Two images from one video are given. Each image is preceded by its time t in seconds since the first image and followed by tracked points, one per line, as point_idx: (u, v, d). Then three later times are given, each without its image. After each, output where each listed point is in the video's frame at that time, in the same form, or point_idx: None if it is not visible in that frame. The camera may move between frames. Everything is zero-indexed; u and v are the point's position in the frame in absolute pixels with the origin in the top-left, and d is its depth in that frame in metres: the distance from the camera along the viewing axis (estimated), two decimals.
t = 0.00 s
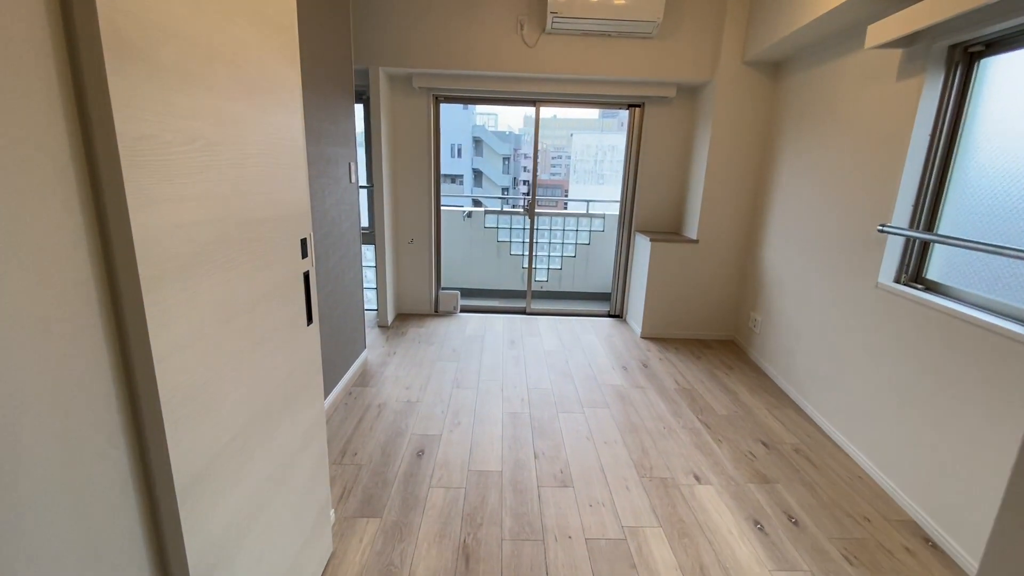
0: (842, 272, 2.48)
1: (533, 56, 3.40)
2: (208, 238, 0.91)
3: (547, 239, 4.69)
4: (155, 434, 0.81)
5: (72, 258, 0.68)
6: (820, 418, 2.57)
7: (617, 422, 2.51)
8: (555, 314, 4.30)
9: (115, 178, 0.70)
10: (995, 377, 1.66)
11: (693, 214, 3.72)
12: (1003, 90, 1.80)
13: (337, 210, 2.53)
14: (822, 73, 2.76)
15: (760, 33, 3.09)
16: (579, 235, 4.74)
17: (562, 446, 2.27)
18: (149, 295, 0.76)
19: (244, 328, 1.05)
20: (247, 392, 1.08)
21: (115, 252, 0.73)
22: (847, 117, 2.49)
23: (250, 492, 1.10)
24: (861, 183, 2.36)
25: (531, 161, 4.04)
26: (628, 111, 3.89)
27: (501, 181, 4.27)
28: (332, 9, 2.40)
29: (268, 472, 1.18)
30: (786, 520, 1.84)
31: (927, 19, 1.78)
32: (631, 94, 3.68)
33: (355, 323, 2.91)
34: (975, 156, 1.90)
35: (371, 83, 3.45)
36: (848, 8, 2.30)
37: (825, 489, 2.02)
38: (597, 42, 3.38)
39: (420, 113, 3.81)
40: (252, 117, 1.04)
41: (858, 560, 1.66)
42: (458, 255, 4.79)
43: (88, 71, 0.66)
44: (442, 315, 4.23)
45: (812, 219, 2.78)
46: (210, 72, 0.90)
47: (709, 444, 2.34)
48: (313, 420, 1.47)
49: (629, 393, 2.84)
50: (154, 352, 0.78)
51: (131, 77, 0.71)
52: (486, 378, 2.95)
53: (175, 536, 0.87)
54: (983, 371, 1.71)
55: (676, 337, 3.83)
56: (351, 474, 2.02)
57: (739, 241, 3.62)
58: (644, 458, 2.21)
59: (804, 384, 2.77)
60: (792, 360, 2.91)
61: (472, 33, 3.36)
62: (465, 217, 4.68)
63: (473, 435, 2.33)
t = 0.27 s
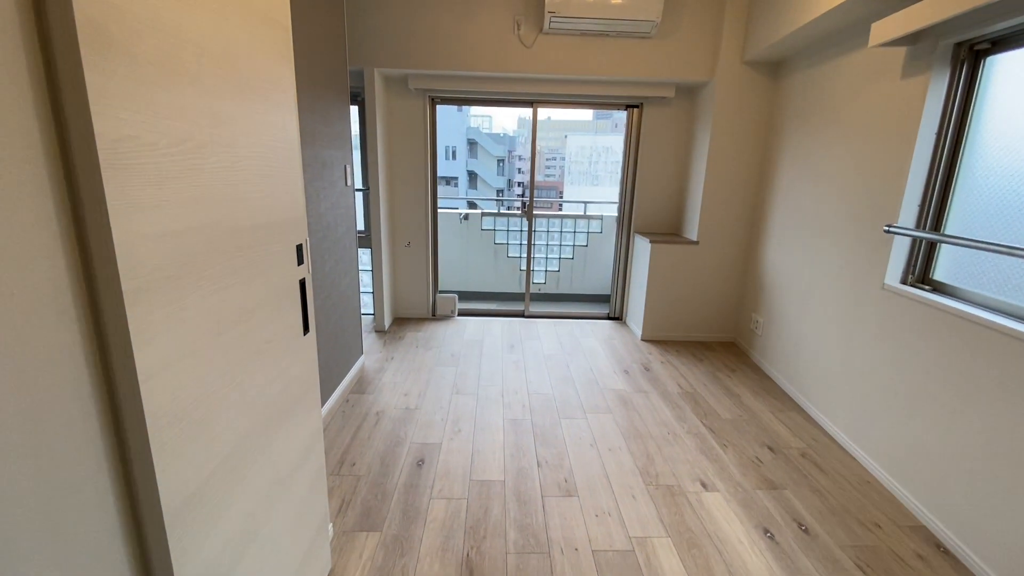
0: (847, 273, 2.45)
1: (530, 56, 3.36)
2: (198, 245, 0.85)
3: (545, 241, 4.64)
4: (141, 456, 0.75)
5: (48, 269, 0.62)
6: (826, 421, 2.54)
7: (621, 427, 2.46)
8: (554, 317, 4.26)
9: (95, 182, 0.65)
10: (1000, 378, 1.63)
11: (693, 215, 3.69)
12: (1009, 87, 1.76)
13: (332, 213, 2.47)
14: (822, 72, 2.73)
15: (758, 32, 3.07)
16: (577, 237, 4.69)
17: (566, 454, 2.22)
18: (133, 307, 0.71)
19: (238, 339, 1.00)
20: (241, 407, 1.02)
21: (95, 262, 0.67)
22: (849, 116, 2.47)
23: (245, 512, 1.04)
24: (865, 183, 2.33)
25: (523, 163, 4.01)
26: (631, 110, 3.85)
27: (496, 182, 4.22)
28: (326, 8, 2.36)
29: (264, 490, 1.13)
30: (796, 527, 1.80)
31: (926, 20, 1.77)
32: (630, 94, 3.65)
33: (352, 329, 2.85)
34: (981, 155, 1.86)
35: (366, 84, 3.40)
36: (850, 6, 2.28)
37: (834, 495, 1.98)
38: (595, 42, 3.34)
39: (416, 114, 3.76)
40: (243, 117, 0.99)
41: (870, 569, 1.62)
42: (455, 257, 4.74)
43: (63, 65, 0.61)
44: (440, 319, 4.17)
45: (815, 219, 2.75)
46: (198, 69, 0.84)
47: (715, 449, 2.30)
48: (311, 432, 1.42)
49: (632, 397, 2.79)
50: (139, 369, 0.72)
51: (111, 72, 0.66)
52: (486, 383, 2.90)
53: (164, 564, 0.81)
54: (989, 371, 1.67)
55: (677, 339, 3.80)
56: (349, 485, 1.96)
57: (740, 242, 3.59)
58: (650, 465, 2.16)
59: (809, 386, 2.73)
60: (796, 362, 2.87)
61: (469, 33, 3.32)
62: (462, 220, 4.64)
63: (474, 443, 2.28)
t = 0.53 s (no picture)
0: (849, 274, 2.41)
1: (524, 55, 3.29)
2: (171, 258, 0.77)
3: (539, 242, 4.58)
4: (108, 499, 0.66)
5: None
6: (829, 425, 2.49)
7: (622, 435, 2.40)
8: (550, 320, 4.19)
9: (46, 189, 0.56)
10: (1018, 385, 1.58)
11: (690, 216, 3.64)
12: (1016, 84, 1.72)
13: (322, 217, 2.39)
14: (822, 70, 2.69)
15: (755, 30, 3.03)
16: (571, 238, 4.65)
17: (566, 463, 2.15)
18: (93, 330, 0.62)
19: (219, 359, 0.92)
20: (223, 433, 0.94)
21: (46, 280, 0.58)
22: (850, 115, 2.43)
23: (228, 546, 0.96)
24: (868, 182, 2.28)
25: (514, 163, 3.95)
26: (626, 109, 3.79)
27: (488, 183, 4.18)
28: (314, 5, 2.28)
29: (250, 519, 1.04)
30: (806, 538, 1.75)
31: (926, 18, 1.75)
32: (625, 93, 3.60)
33: (343, 335, 2.76)
34: (989, 154, 1.82)
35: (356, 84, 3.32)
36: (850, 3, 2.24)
37: (842, 503, 1.93)
38: (590, 40, 3.28)
39: (407, 114, 3.68)
40: (222, 116, 0.91)
41: None
42: (448, 260, 4.67)
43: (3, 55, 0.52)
44: (433, 323, 4.09)
45: (815, 219, 2.71)
46: (169, 63, 0.76)
47: (718, 456, 2.25)
48: (301, 452, 1.33)
49: (631, 403, 2.74)
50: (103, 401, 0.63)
51: (63, 63, 0.57)
52: (482, 390, 2.83)
53: None
54: (1006, 378, 1.62)
55: (674, 341, 3.75)
56: (342, 501, 1.88)
57: (738, 242, 3.54)
58: (653, 473, 2.11)
59: (810, 389, 2.69)
60: (797, 365, 2.83)
61: (461, 31, 3.24)
62: (455, 222, 4.55)
63: (472, 454, 2.21)
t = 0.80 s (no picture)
0: (848, 275, 2.37)
1: (514, 52, 3.22)
2: (130, 276, 0.68)
3: (530, 242, 4.52)
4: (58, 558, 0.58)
5: None
6: (828, 428, 2.46)
7: (619, 442, 2.35)
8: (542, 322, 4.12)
9: None
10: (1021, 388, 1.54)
11: (683, 216, 3.60)
12: (1018, 81, 1.69)
13: (306, 221, 2.29)
14: (816, 67, 2.66)
15: (748, 28, 2.99)
16: (562, 238, 4.59)
17: (564, 474, 2.09)
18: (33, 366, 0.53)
19: (191, 383, 0.83)
20: (196, 465, 0.85)
21: None
22: (846, 113, 2.40)
23: None
24: (866, 181, 2.25)
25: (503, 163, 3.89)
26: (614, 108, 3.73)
27: (476, 182, 4.15)
28: None
29: (229, 556, 0.96)
30: (811, 548, 1.70)
31: (924, 16, 1.72)
32: (616, 92, 3.54)
33: (330, 343, 2.67)
34: (990, 152, 1.78)
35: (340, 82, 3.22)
36: None
37: (846, 510, 1.89)
38: (580, 38, 3.22)
39: (394, 114, 3.59)
40: (189, 115, 0.82)
41: None
42: (438, 262, 4.58)
43: None
44: (424, 327, 4.00)
45: (811, 218, 2.67)
46: (126, 55, 0.67)
47: (718, 462, 2.20)
48: (286, 476, 1.25)
49: (627, 407, 2.68)
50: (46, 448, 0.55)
51: None
52: (475, 397, 2.75)
53: None
54: (1007, 379, 1.58)
55: (669, 343, 3.70)
56: (331, 519, 1.79)
57: (731, 243, 3.51)
58: (652, 482, 2.05)
59: (808, 391, 2.66)
60: (794, 366, 2.80)
61: (449, 29, 3.16)
62: (444, 223, 4.48)
63: (466, 465, 2.13)
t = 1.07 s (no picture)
0: (840, 274, 2.36)
1: (499, 49, 3.15)
2: (78, 295, 0.59)
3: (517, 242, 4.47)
4: None
5: None
6: (822, 428, 2.45)
7: (613, 447, 2.30)
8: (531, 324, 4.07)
9: None
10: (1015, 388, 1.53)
11: (672, 214, 3.57)
12: (1011, 78, 1.67)
13: (286, 224, 2.20)
14: (805, 65, 2.64)
15: (736, 25, 2.96)
16: (550, 238, 4.54)
17: (558, 482, 2.03)
18: None
19: (154, 412, 0.74)
20: (162, 503, 0.76)
21: None
22: (836, 110, 2.38)
23: None
24: (858, 179, 2.23)
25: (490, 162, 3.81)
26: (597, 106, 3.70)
27: (460, 181, 4.06)
28: None
29: None
30: (811, 554, 1.67)
31: (916, 12, 1.70)
32: (604, 90, 3.50)
33: (314, 350, 2.57)
34: (984, 149, 1.76)
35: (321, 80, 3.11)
36: None
37: (845, 513, 1.86)
38: (567, 34, 3.16)
39: (377, 112, 3.49)
40: (147, 113, 0.73)
41: None
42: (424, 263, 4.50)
43: None
44: (410, 330, 3.91)
45: (802, 217, 2.66)
46: (70, 42, 0.59)
47: (714, 466, 2.17)
48: (268, 499, 1.17)
49: (620, 410, 2.64)
50: None
51: None
52: (465, 403, 2.68)
53: None
54: (1002, 379, 1.57)
55: (659, 343, 3.68)
56: (317, 537, 1.71)
57: (721, 241, 3.49)
58: (649, 489, 2.00)
59: (801, 391, 2.64)
60: (786, 365, 2.78)
61: (433, 24, 3.08)
62: (430, 223, 4.41)
63: (457, 475, 2.06)
